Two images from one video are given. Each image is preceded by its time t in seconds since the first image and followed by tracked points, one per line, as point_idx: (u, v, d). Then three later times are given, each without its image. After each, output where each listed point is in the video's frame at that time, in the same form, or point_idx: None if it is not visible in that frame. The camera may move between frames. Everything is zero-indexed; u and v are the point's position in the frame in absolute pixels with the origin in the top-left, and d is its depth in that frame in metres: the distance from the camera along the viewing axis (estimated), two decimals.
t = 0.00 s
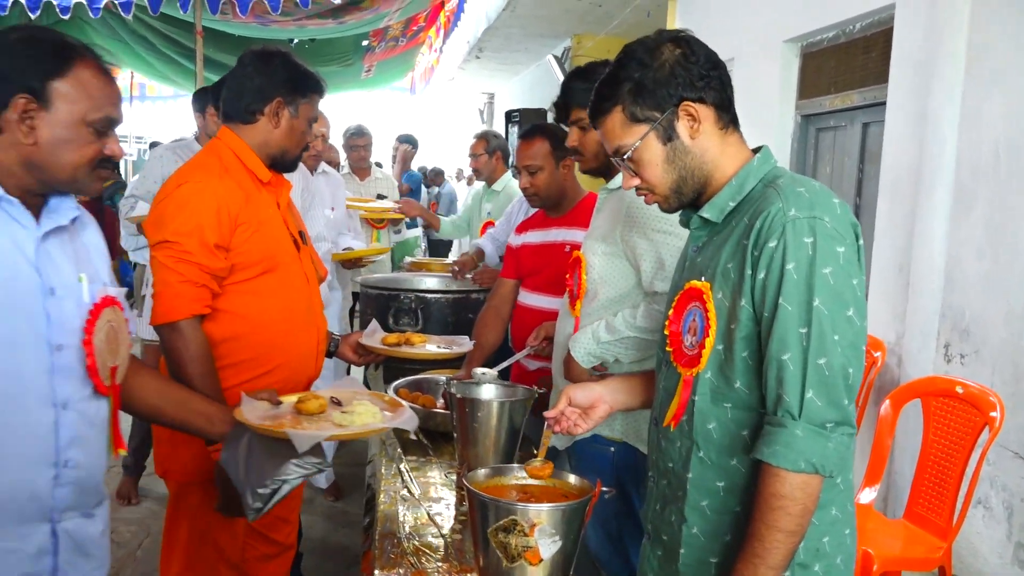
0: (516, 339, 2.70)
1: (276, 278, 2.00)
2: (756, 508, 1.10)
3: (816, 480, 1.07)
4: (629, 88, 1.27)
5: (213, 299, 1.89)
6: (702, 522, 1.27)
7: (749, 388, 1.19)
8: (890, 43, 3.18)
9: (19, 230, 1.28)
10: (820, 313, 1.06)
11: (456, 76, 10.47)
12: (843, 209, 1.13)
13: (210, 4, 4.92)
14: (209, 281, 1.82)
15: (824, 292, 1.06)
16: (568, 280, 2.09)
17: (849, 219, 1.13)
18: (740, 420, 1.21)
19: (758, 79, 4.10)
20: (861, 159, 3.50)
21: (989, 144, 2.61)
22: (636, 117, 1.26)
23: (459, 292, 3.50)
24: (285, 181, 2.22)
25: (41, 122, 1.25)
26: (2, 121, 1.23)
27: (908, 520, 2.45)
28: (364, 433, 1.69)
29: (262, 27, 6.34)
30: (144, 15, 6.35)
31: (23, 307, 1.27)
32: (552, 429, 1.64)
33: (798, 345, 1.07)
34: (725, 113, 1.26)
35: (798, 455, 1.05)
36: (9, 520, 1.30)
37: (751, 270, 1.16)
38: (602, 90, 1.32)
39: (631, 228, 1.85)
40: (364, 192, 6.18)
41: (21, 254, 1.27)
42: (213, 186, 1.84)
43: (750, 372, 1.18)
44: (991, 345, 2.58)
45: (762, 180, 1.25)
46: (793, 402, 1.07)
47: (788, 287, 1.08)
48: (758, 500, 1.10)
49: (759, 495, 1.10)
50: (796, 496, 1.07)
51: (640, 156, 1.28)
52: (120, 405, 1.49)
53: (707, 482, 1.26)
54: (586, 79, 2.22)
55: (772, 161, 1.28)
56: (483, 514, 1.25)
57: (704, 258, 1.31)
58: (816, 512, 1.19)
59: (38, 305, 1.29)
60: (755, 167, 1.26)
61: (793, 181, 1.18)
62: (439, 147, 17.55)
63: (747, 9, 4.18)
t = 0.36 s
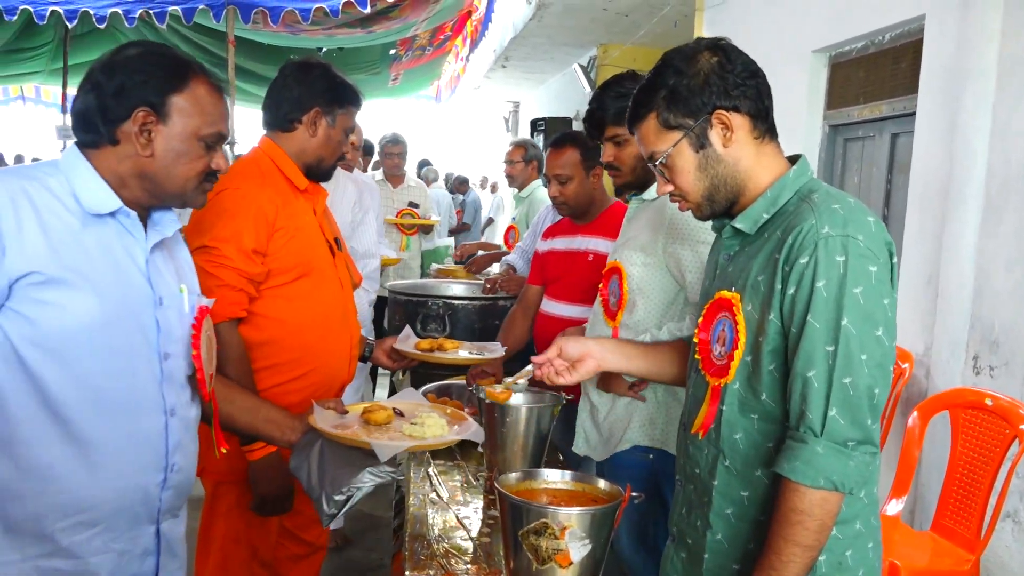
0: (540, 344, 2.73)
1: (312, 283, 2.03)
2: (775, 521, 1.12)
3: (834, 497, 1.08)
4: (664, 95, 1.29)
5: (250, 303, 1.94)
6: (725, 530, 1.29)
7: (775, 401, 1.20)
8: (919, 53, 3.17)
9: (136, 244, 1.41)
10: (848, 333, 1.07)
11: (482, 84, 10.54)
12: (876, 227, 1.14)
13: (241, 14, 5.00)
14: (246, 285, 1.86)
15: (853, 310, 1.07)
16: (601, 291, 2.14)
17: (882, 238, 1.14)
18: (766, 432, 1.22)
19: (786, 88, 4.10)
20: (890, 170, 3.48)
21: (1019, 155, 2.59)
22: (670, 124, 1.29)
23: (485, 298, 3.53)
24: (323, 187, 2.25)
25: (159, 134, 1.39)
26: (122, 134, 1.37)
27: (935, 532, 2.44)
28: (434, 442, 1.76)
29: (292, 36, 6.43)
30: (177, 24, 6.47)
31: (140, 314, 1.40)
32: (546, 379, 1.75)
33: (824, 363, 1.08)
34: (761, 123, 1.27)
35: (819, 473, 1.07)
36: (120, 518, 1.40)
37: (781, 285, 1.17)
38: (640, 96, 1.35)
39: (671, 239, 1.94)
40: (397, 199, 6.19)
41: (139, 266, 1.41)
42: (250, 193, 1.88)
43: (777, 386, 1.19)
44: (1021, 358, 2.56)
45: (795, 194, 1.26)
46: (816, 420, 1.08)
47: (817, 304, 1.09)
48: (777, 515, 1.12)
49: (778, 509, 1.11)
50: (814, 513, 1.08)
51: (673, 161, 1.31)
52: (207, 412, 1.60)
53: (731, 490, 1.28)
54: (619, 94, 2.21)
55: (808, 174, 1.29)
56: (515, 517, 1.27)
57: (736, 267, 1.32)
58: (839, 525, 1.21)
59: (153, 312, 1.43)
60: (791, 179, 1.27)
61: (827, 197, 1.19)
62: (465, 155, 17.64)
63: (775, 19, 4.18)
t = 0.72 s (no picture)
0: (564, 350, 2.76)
1: (343, 285, 2.06)
2: (804, 527, 1.13)
3: (864, 503, 1.10)
4: (679, 102, 1.31)
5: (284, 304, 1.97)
6: (746, 537, 1.30)
7: (799, 409, 1.21)
8: (947, 59, 3.15)
9: (173, 242, 1.45)
10: (876, 340, 1.08)
11: (505, 87, 10.58)
12: (898, 235, 1.15)
13: (269, 17, 5.06)
14: (279, 286, 1.90)
15: (880, 318, 1.09)
16: (626, 296, 2.16)
17: (903, 245, 1.15)
18: (788, 439, 1.23)
19: (811, 94, 4.09)
20: (916, 176, 3.47)
21: None
22: (684, 131, 1.30)
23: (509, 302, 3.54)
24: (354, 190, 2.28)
25: (197, 134, 1.42)
26: (160, 133, 1.39)
27: (960, 540, 2.43)
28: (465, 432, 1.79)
29: (318, 39, 6.50)
30: (206, 27, 6.56)
31: (180, 312, 1.44)
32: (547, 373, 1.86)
33: (852, 370, 1.09)
34: (775, 132, 1.29)
35: (849, 479, 1.08)
36: (165, 511, 1.43)
37: (805, 293, 1.18)
38: (656, 102, 1.36)
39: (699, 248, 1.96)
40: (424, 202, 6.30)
41: (176, 264, 1.45)
42: (281, 196, 1.91)
43: (801, 394, 1.21)
44: None
45: (814, 203, 1.28)
46: (846, 426, 1.09)
47: (844, 313, 1.11)
48: (806, 520, 1.13)
49: (807, 515, 1.12)
50: (845, 518, 1.09)
51: (686, 169, 1.32)
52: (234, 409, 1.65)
53: (752, 497, 1.29)
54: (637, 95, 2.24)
55: (824, 182, 1.31)
56: (543, 518, 1.29)
57: (754, 277, 1.34)
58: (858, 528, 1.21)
59: (190, 310, 1.47)
60: (807, 189, 1.29)
61: (848, 206, 1.21)
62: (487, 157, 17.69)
63: (801, 24, 4.18)
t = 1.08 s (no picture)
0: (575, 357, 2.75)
1: (351, 289, 2.06)
2: (818, 528, 1.12)
3: (878, 502, 1.09)
4: (689, 102, 1.31)
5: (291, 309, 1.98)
6: (758, 539, 1.30)
7: (810, 409, 1.20)
8: (958, 58, 3.13)
9: (207, 251, 1.43)
10: (886, 338, 1.07)
11: (514, 91, 10.59)
12: (907, 232, 1.14)
13: (278, 23, 5.08)
14: (288, 291, 1.90)
15: (890, 315, 1.08)
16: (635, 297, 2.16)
17: (913, 242, 1.14)
18: (799, 440, 1.23)
19: (821, 95, 4.08)
20: (928, 176, 3.45)
21: None
22: (694, 131, 1.30)
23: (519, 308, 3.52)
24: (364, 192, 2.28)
25: (235, 140, 1.40)
26: (198, 143, 1.37)
27: (976, 543, 2.41)
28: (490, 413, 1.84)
29: (327, 44, 6.52)
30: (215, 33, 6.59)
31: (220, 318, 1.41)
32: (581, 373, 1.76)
33: (863, 369, 1.09)
34: (785, 133, 1.28)
35: (863, 478, 1.07)
36: (211, 520, 1.39)
37: (815, 292, 1.18)
38: (664, 103, 1.37)
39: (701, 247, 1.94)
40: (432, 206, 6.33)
41: (213, 271, 1.42)
42: (289, 201, 1.91)
43: (812, 393, 1.20)
44: None
45: (823, 202, 1.27)
46: (858, 425, 1.08)
47: (853, 311, 1.10)
48: (819, 521, 1.12)
49: (821, 516, 1.12)
50: (859, 518, 1.09)
51: (695, 169, 1.32)
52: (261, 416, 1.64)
53: (764, 499, 1.28)
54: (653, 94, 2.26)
55: (833, 181, 1.30)
56: (555, 522, 1.29)
57: (764, 277, 1.33)
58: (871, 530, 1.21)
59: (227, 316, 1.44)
60: (816, 188, 1.28)
61: (857, 204, 1.20)
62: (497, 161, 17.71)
63: (810, 25, 4.17)
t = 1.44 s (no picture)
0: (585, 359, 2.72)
1: (349, 292, 2.06)
2: (808, 523, 1.11)
3: (869, 499, 1.07)
4: (697, 100, 1.31)
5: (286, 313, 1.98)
6: (760, 539, 1.28)
7: (807, 404, 1.19)
8: (965, 57, 3.11)
9: (245, 258, 1.45)
10: (875, 331, 1.06)
11: (520, 92, 10.59)
12: (904, 227, 1.13)
13: (283, 26, 5.08)
14: (285, 293, 1.90)
15: (880, 309, 1.06)
16: (647, 305, 2.14)
17: (910, 237, 1.12)
18: (798, 436, 1.21)
19: (827, 95, 4.06)
20: (935, 175, 3.43)
21: None
22: (698, 129, 1.31)
23: (525, 306, 3.61)
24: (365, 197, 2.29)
25: (279, 151, 1.41)
26: (245, 154, 1.38)
27: (986, 545, 2.39)
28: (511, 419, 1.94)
29: (332, 47, 6.53)
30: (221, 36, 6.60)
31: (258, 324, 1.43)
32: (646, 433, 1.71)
33: (853, 362, 1.08)
34: (791, 135, 1.26)
35: (850, 473, 1.06)
36: (241, 522, 1.40)
37: (810, 286, 1.17)
38: (682, 96, 1.36)
39: (719, 253, 1.91)
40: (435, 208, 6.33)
41: (252, 279, 1.45)
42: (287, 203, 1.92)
43: (807, 388, 1.18)
44: None
45: (827, 198, 1.25)
46: (847, 419, 1.08)
47: (844, 304, 1.09)
48: (810, 516, 1.11)
49: (812, 511, 1.11)
50: (847, 513, 1.07)
51: (699, 166, 1.33)
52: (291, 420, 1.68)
53: (765, 497, 1.27)
54: (631, 120, 2.12)
55: (840, 179, 1.28)
56: (560, 526, 1.28)
57: (769, 274, 1.32)
58: (875, 533, 1.19)
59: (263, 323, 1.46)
60: (820, 185, 1.26)
61: (855, 199, 1.18)
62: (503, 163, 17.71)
63: (816, 25, 4.15)
